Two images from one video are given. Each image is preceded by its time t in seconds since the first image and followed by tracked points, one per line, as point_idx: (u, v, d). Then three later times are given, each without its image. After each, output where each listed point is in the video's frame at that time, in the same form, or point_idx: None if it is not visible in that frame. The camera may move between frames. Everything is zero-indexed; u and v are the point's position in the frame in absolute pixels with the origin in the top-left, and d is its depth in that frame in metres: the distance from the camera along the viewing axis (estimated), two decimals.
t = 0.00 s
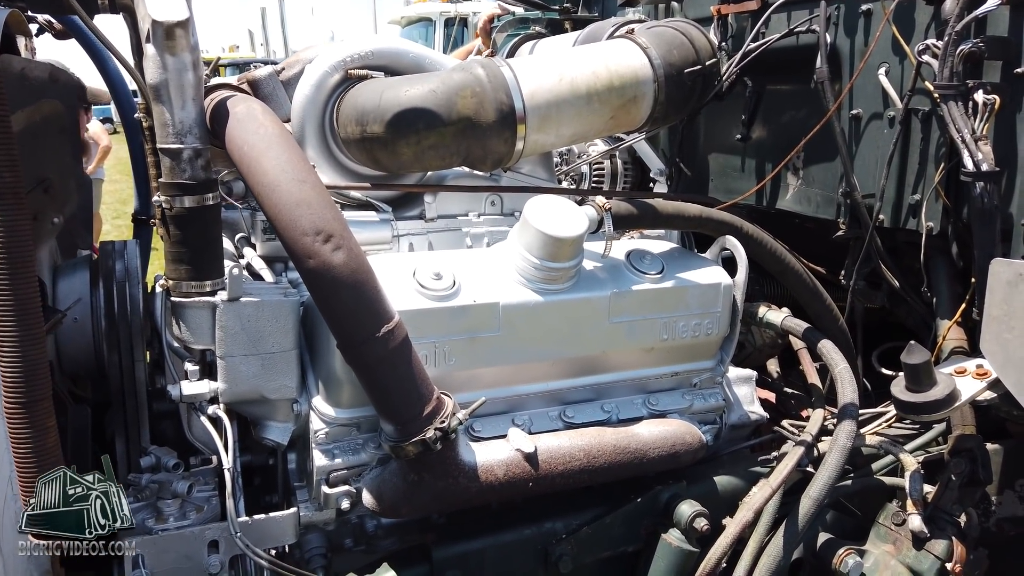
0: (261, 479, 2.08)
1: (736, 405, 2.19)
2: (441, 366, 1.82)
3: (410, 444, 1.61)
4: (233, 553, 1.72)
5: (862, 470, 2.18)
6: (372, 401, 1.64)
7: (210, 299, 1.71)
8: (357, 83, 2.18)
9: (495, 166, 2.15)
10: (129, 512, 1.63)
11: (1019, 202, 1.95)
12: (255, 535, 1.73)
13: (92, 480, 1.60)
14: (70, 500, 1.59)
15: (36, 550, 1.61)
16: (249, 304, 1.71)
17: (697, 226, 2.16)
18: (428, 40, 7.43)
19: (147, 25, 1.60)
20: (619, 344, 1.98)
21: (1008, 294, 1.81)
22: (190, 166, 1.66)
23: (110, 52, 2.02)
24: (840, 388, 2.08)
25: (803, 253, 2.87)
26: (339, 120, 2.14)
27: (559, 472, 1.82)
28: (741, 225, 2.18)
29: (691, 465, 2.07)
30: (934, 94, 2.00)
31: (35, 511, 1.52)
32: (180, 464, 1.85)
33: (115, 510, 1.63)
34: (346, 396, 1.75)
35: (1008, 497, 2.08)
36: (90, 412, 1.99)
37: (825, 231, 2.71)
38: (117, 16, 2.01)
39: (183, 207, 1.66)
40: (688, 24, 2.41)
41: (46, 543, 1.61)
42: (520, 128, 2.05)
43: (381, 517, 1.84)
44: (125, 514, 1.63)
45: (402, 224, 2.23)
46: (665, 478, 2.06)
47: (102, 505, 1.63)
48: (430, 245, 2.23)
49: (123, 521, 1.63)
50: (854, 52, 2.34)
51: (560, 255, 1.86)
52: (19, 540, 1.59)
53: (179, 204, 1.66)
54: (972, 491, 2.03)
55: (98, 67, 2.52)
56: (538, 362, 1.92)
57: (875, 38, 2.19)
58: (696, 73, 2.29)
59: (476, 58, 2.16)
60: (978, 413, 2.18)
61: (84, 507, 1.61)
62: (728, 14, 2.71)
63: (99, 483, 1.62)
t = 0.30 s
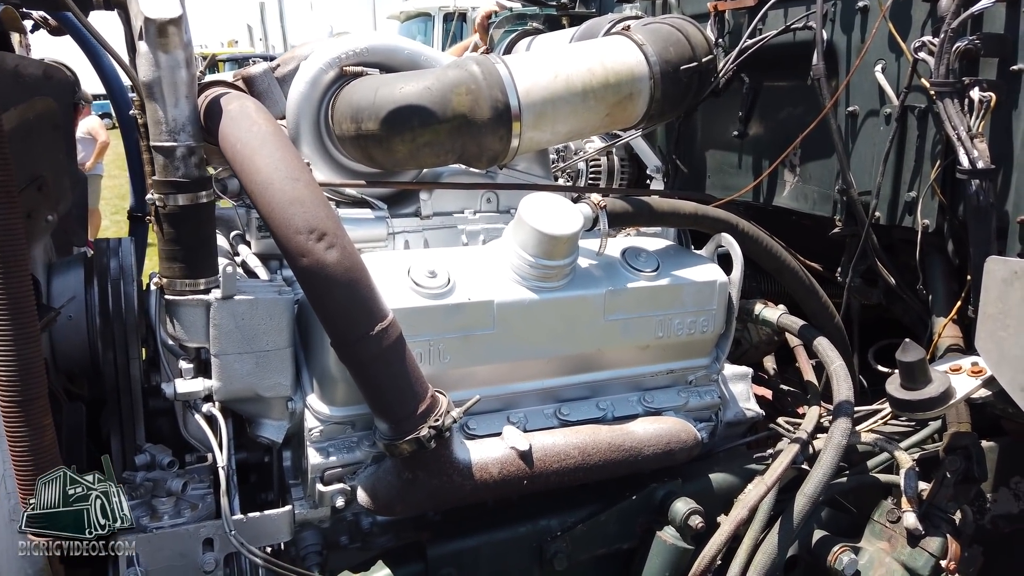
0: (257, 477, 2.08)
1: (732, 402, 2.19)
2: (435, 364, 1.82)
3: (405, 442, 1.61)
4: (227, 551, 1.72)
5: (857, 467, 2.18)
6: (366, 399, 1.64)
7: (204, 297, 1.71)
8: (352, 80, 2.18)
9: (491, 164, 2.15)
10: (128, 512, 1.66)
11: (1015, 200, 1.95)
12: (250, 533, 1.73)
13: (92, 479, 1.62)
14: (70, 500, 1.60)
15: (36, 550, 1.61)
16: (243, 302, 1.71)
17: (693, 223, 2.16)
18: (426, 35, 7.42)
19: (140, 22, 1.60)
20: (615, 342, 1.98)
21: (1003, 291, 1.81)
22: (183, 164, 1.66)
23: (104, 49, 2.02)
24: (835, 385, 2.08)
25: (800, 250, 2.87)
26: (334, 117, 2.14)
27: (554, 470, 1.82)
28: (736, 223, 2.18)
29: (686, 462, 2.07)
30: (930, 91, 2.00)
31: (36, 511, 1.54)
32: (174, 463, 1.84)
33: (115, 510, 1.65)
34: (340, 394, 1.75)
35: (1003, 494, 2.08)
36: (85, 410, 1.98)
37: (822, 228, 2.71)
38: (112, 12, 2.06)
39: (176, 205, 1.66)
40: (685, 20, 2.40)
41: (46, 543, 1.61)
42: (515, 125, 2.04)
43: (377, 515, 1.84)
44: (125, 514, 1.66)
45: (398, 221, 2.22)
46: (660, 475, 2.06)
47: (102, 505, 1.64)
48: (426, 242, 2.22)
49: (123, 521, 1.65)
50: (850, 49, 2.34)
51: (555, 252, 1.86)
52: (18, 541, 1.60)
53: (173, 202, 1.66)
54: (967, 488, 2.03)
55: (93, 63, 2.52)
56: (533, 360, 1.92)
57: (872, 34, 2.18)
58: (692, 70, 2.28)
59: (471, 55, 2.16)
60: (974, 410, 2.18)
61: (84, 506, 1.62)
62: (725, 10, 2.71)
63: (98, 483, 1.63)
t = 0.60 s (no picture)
0: (253, 473, 2.09)
1: (727, 398, 2.20)
2: (430, 361, 1.82)
3: (399, 439, 1.62)
4: (223, 547, 1.72)
5: (852, 464, 2.18)
6: (361, 396, 1.64)
7: (199, 294, 1.71)
8: (348, 77, 2.17)
9: (487, 160, 2.15)
10: (128, 512, 1.65)
11: (1010, 197, 1.95)
12: (245, 529, 1.73)
13: (91, 480, 1.64)
14: (69, 500, 1.64)
15: (36, 551, 1.66)
16: (237, 299, 1.71)
17: (689, 220, 2.17)
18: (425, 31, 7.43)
19: (134, 19, 1.59)
20: (610, 339, 1.98)
21: (997, 288, 1.81)
22: (177, 161, 1.66)
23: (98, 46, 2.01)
24: (831, 381, 2.09)
25: (796, 246, 2.87)
26: (330, 113, 2.13)
27: (549, 466, 1.82)
28: (732, 219, 2.18)
29: (682, 458, 2.07)
30: (926, 87, 2.00)
31: (36, 511, 1.60)
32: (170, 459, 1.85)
33: (115, 511, 1.65)
34: (336, 391, 1.75)
35: (998, 490, 2.08)
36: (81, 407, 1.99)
37: (819, 224, 2.71)
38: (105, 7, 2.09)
39: (171, 202, 1.66)
40: (680, 16, 2.40)
41: (46, 544, 1.66)
42: (510, 122, 2.04)
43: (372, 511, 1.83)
44: (125, 515, 1.65)
45: (393, 218, 2.21)
46: (655, 471, 2.06)
47: (102, 505, 1.65)
48: (422, 239, 2.21)
49: (123, 521, 1.65)
50: (847, 45, 2.33)
51: (551, 249, 1.86)
52: (18, 541, 1.63)
53: (167, 199, 1.66)
54: (962, 484, 2.03)
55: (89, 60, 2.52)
56: (529, 357, 1.92)
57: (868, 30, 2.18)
58: (688, 67, 2.28)
59: (467, 51, 2.15)
60: (969, 407, 2.18)
61: (85, 506, 1.64)
62: (722, 6, 2.71)
63: (98, 483, 1.65)
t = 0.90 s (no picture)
0: (253, 468, 2.10)
1: (725, 393, 2.21)
2: (429, 356, 1.83)
3: (399, 434, 1.63)
4: (224, 541, 1.74)
5: (848, 458, 2.19)
6: (360, 391, 1.65)
7: (199, 289, 1.72)
8: (346, 73, 2.18)
9: (485, 157, 2.16)
10: (128, 512, 1.66)
11: (1006, 193, 1.96)
12: (246, 524, 1.74)
13: (91, 480, 1.65)
14: (69, 500, 1.66)
15: (36, 551, 1.69)
16: (237, 295, 1.72)
17: (686, 216, 2.18)
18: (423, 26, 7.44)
19: (134, 15, 1.60)
20: (608, 334, 1.99)
21: (993, 284, 1.83)
22: (177, 157, 1.67)
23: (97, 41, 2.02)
24: (827, 376, 2.10)
25: (794, 242, 2.88)
26: (328, 109, 2.14)
27: (547, 461, 1.84)
28: (730, 215, 2.19)
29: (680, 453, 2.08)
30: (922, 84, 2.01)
31: (35, 511, 1.61)
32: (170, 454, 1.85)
33: (115, 511, 1.65)
34: (335, 386, 1.76)
35: (993, 485, 2.09)
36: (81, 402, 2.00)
37: (816, 220, 2.72)
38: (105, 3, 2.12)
39: (171, 199, 1.67)
40: (678, 12, 2.42)
41: (47, 543, 1.69)
42: (508, 118, 2.05)
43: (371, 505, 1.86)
44: (125, 515, 1.66)
45: (392, 214, 2.22)
46: (653, 465, 2.07)
47: (102, 505, 1.66)
48: (421, 235, 2.22)
49: (122, 521, 1.66)
50: (844, 41, 2.34)
51: (549, 245, 1.87)
52: (18, 539, 1.69)
53: (167, 195, 1.67)
54: (956, 479, 2.06)
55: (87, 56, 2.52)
56: (527, 352, 1.93)
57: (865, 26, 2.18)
58: (686, 63, 2.29)
59: (465, 48, 2.16)
60: (965, 402, 2.19)
61: (85, 506, 1.66)
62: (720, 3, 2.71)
63: (98, 483, 1.66)
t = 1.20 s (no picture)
0: (255, 465, 2.12)
1: (723, 391, 2.23)
2: (430, 355, 1.85)
3: (401, 431, 1.65)
4: (227, 537, 1.76)
5: (845, 456, 2.20)
6: (362, 389, 1.67)
7: (203, 288, 1.74)
8: (348, 74, 2.20)
9: (485, 157, 2.17)
10: (128, 512, 1.67)
11: (1001, 193, 1.97)
12: (249, 520, 1.76)
13: (92, 480, 1.65)
14: (70, 500, 1.65)
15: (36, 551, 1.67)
16: (240, 294, 1.73)
17: (684, 216, 2.20)
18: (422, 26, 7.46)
19: (139, 17, 1.62)
20: (608, 333, 2.01)
21: (988, 283, 1.85)
22: (181, 158, 1.68)
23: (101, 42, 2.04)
24: (824, 375, 2.12)
25: (792, 242, 2.90)
26: (330, 110, 2.16)
27: (547, 458, 1.85)
28: (728, 215, 2.21)
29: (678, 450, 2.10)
30: (919, 85, 2.02)
31: (36, 511, 1.59)
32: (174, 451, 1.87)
33: (115, 511, 1.67)
34: (337, 384, 1.78)
35: (988, 482, 2.10)
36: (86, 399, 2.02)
37: (814, 220, 2.74)
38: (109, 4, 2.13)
39: (175, 198, 1.69)
40: (677, 13, 2.44)
41: (47, 543, 1.68)
42: (509, 118, 2.07)
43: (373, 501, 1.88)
44: (126, 515, 1.67)
45: (393, 213, 2.23)
46: (652, 463, 2.09)
47: (102, 505, 1.67)
48: (422, 234, 2.24)
49: (122, 521, 1.67)
50: (842, 42, 2.35)
51: (549, 245, 1.88)
52: (18, 540, 1.65)
53: (172, 195, 1.69)
54: (953, 476, 2.07)
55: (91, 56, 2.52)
56: (528, 351, 1.95)
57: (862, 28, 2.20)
58: (685, 64, 2.31)
59: (466, 48, 2.18)
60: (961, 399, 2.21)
61: (84, 507, 1.66)
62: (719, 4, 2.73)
63: (98, 483, 1.66)
